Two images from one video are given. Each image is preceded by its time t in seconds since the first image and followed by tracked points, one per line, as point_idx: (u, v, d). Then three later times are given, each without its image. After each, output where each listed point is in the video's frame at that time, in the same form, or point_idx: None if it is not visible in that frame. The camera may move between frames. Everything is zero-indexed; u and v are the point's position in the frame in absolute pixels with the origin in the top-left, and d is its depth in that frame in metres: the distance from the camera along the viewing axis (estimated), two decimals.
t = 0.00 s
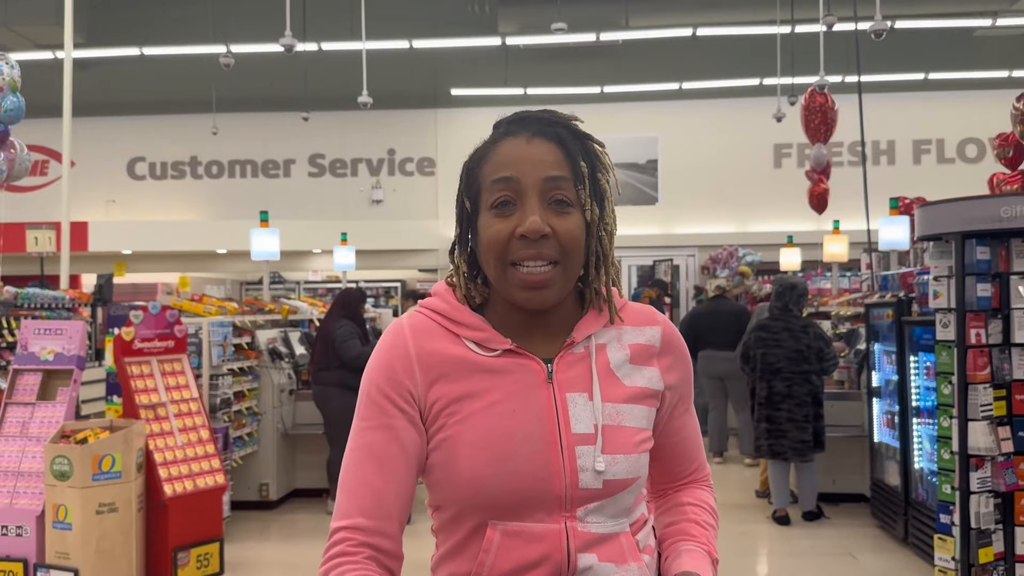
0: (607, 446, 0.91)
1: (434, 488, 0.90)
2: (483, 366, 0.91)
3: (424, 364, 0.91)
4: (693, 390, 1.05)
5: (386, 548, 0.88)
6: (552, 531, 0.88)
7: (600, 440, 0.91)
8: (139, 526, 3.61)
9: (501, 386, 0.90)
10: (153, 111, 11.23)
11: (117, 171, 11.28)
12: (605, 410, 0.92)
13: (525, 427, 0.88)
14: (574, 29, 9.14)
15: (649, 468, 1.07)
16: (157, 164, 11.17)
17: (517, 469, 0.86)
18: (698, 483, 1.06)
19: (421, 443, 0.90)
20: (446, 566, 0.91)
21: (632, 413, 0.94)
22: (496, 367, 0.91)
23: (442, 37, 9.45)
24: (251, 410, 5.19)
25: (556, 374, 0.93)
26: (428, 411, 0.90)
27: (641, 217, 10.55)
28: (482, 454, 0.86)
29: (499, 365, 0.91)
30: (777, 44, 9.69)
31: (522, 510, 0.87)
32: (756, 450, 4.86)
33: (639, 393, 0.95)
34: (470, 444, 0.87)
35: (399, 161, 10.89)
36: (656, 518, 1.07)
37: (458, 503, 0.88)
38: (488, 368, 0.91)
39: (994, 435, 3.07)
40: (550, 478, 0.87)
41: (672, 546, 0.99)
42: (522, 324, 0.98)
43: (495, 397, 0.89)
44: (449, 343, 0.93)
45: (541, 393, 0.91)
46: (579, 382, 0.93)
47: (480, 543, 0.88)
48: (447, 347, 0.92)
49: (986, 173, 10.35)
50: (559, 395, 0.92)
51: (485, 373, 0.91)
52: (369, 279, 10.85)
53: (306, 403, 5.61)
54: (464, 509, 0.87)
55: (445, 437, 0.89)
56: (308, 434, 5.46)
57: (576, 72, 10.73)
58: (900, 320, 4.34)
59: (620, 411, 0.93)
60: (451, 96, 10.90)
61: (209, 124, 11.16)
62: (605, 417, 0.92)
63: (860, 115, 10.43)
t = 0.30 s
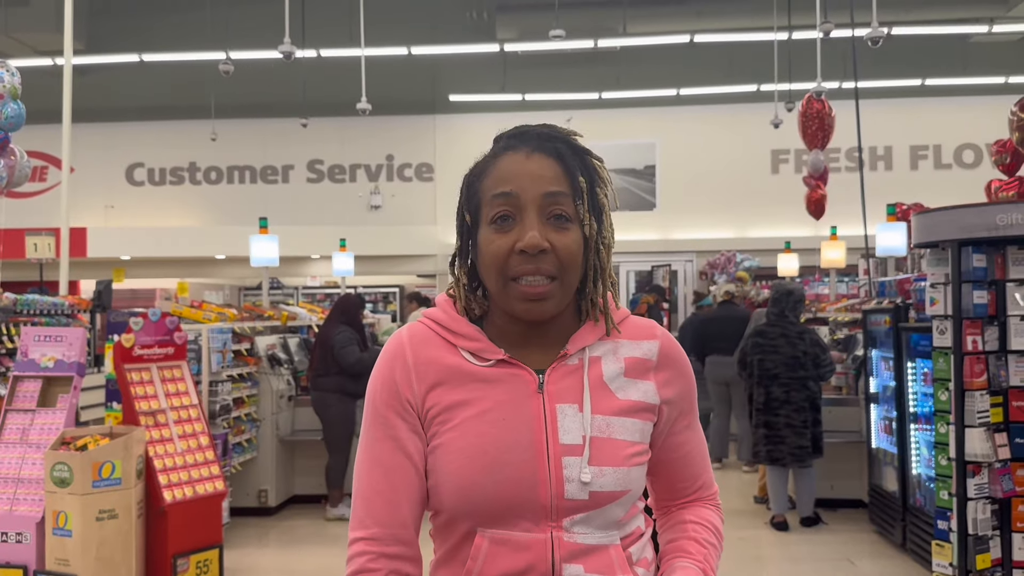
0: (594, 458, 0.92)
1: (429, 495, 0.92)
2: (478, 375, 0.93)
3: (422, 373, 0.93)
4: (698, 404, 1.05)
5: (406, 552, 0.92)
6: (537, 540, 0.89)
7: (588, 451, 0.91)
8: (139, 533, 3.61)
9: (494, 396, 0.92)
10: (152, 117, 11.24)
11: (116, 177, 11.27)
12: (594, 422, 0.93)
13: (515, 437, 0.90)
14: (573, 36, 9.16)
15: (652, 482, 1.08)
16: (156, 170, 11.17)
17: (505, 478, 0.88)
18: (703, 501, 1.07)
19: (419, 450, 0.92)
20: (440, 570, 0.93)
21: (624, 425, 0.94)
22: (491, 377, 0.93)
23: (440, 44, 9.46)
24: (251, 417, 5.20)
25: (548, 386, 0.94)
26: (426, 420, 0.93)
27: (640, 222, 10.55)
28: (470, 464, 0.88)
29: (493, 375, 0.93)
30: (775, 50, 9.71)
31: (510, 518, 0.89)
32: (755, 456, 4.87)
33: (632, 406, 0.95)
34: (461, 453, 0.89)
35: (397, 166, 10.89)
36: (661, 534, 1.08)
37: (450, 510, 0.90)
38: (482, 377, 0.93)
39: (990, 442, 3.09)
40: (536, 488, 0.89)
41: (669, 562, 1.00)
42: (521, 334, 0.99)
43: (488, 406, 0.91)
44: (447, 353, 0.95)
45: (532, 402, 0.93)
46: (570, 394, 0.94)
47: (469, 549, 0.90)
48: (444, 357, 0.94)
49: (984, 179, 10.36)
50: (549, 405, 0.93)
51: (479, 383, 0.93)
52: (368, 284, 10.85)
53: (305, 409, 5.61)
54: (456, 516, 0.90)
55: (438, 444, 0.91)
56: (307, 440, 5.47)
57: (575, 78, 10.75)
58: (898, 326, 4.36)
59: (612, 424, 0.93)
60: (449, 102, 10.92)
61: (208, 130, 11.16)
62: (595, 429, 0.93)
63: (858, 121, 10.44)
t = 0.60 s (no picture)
0: (592, 459, 0.92)
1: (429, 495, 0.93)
2: (476, 377, 0.93)
3: (422, 373, 0.94)
4: (697, 403, 1.06)
5: (400, 552, 0.93)
6: (536, 541, 0.90)
7: (585, 453, 0.92)
8: (139, 536, 3.61)
9: (493, 398, 0.93)
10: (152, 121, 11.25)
11: (115, 181, 11.27)
12: (593, 424, 0.94)
13: (513, 438, 0.90)
14: (571, 38, 9.16)
15: (652, 480, 1.08)
16: (155, 174, 11.17)
17: (503, 479, 0.89)
18: (702, 499, 1.07)
19: (418, 450, 0.93)
20: (440, 569, 0.94)
21: (622, 426, 0.95)
22: (489, 378, 0.94)
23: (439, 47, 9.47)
24: (251, 420, 5.20)
25: (545, 388, 0.95)
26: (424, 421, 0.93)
27: (639, 225, 10.55)
28: (469, 466, 0.89)
29: (491, 376, 0.94)
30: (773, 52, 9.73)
31: (507, 519, 0.90)
32: (754, 457, 4.88)
33: (630, 408, 0.96)
34: (460, 455, 0.89)
35: (396, 170, 10.89)
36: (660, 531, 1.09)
37: (449, 511, 0.90)
38: (480, 379, 0.93)
39: (989, 442, 3.10)
40: (533, 490, 0.90)
41: (667, 561, 1.01)
42: (520, 338, 1.00)
43: (486, 407, 0.92)
44: (446, 354, 0.95)
45: (530, 404, 0.93)
46: (568, 396, 0.95)
47: (468, 549, 0.91)
48: (443, 358, 0.95)
49: (982, 180, 10.38)
50: (547, 407, 0.94)
51: (477, 384, 0.93)
52: (367, 288, 10.86)
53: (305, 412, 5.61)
54: (455, 517, 0.90)
55: (437, 445, 0.91)
56: (307, 443, 5.47)
57: (573, 80, 10.74)
58: (896, 327, 4.37)
59: (609, 425, 0.94)
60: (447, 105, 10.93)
61: (207, 134, 11.17)
62: (593, 431, 0.94)
63: (855, 122, 10.47)
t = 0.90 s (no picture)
0: (619, 456, 0.92)
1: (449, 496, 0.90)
2: (497, 376, 0.90)
3: (441, 370, 0.90)
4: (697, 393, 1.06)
5: (411, 542, 0.86)
6: (565, 541, 0.88)
7: (613, 450, 0.91)
8: (143, 538, 3.61)
9: (514, 397, 0.90)
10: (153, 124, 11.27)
11: (117, 183, 11.29)
12: (616, 421, 0.93)
13: (540, 439, 0.88)
14: (571, 39, 9.16)
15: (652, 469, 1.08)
16: (157, 176, 11.19)
17: (533, 481, 0.86)
18: (700, 486, 1.08)
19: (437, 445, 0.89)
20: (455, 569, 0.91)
21: (643, 421, 0.95)
22: (510, 377, 0.90)
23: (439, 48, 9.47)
24: (254, 422, 5.20)
25: (568, 385, 0.93)
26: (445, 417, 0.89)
27: (641, 224, 10.55)
28: (494, 467, 0.86)
29: (512, 377, 0.90)
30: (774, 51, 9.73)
31: (537, 520, 0.87)
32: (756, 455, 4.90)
33: (647, 402, 0.96)
34: (485, 455, 0.87)
35: (397, 171, 10.89)
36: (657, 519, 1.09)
37: (474, 512, 0.87)
38: (501, 377, 0.90)
39: (993, 439, 3.09)
40: (563, 489, 0.88)
41: (674, 550, 1.02)
42: (532, 330, 0.97)
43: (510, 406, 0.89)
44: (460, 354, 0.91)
45: (555, 404, 0.91)
46: (590, 392, 0.94)
47: (492, 552, 0.88)
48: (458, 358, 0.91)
49: (984, 178, 10.36)
50: (572, 405, 0.92)
51: (497, 383, 0.90)
52: (369, 289, 10.87)
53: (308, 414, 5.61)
54: (481, 518, 0.87)
55: (462, 444, 0.88)
56: (310, 445, 5.48)
57: (574, 80, 10.73)
58: (898, 325, 4.37)
59: (631, 421, 0.94)
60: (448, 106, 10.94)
61: (208, 136, 11.19)
62: (617, 428, 0.93)
63: (857, 120, 10.47)
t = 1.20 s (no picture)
0: (642, 442, 0.90)
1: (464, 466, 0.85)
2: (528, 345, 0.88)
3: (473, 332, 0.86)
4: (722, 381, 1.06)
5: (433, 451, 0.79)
6: (583, 528, 0.87)
7: (637, 436, 0.90)
8: (151, 535, 3.61)
9: (545, 370, 0.87)
10: (157, 122, 11.28)
11: (122, 182, 11.30)
12: (641, 405, 0.92)
13: (565, 416, 0.85)
14: (574, 32, 9.15)
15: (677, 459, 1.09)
16: (162, 174, 11.21)
17: (558, 456, 0.83)
18: (728, 474, 1.10)
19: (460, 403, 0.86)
20: (465, 543, 0.88)
21: (667, 408, 0.94)
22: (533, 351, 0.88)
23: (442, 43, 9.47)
24: (260, 418, 5.21)
25: (595, 365, 0.91)
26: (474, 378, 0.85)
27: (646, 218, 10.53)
28: (515, 438, 0.82)
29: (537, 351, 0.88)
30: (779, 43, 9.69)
31: (556, 502, 0.85)
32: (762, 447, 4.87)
33: (674, 389, 0.95)
34: (509, 426, 0.82)
35: (402, 167, 10.90)
36: (687, 508, 1.11)
37: (491, 486, 0.83)
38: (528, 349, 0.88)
39: (1002, 430, 3.07)
40: (587, 473, 0.85)
41: (712, 542, 1.04)
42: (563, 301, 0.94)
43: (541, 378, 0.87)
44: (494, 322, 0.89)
45: (582, 382, 0.89)
46: (617, 374, 0.92)
47: (505, 532, 0.86)
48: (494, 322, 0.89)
49: (991, 169, 10.31)
50: (597, 385, 0.90)
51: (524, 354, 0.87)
52: (375, 285, 10.88)
53: (315, 410, 5.61)
54: (496, 491, 0.83)
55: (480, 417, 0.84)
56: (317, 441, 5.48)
57: (578, 74, 10.71)
58: (907, 316, 4.35)
59: (655, 406, 0.93)
60: (452, 102, 10.94)
61: (213, 134, 11.21)
62: (642, 413, 0.91)
63: (862, 112, 10.44)
